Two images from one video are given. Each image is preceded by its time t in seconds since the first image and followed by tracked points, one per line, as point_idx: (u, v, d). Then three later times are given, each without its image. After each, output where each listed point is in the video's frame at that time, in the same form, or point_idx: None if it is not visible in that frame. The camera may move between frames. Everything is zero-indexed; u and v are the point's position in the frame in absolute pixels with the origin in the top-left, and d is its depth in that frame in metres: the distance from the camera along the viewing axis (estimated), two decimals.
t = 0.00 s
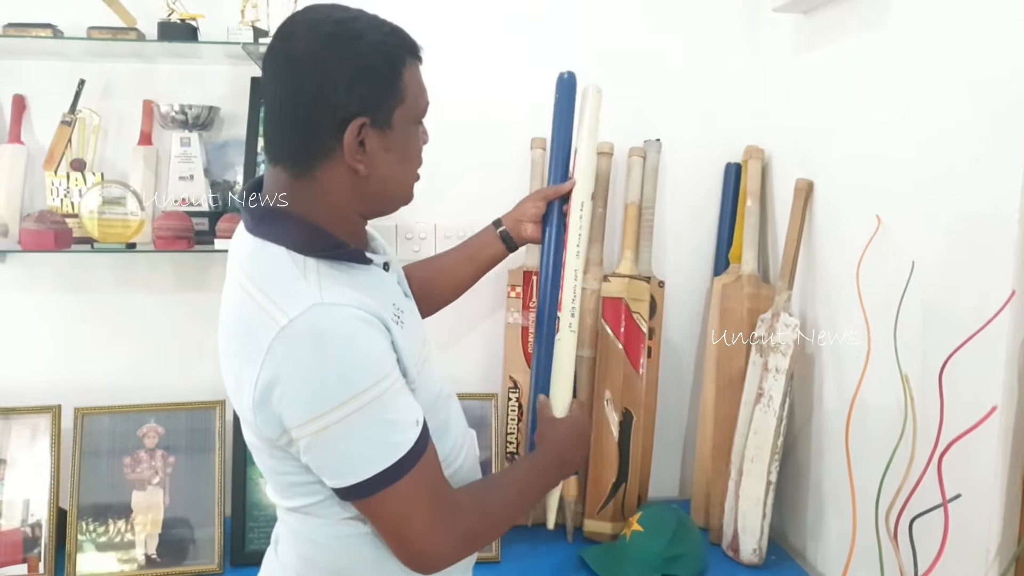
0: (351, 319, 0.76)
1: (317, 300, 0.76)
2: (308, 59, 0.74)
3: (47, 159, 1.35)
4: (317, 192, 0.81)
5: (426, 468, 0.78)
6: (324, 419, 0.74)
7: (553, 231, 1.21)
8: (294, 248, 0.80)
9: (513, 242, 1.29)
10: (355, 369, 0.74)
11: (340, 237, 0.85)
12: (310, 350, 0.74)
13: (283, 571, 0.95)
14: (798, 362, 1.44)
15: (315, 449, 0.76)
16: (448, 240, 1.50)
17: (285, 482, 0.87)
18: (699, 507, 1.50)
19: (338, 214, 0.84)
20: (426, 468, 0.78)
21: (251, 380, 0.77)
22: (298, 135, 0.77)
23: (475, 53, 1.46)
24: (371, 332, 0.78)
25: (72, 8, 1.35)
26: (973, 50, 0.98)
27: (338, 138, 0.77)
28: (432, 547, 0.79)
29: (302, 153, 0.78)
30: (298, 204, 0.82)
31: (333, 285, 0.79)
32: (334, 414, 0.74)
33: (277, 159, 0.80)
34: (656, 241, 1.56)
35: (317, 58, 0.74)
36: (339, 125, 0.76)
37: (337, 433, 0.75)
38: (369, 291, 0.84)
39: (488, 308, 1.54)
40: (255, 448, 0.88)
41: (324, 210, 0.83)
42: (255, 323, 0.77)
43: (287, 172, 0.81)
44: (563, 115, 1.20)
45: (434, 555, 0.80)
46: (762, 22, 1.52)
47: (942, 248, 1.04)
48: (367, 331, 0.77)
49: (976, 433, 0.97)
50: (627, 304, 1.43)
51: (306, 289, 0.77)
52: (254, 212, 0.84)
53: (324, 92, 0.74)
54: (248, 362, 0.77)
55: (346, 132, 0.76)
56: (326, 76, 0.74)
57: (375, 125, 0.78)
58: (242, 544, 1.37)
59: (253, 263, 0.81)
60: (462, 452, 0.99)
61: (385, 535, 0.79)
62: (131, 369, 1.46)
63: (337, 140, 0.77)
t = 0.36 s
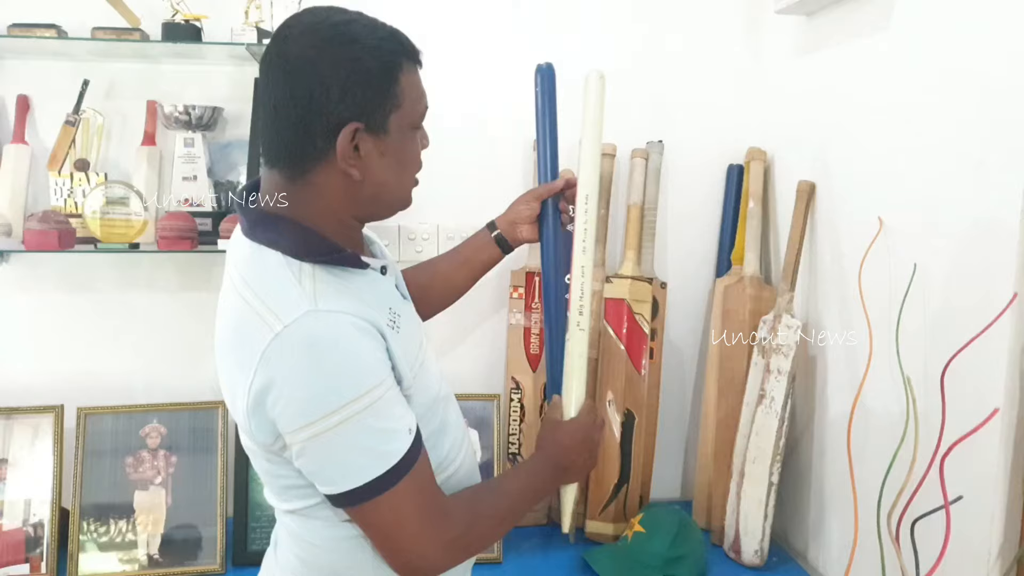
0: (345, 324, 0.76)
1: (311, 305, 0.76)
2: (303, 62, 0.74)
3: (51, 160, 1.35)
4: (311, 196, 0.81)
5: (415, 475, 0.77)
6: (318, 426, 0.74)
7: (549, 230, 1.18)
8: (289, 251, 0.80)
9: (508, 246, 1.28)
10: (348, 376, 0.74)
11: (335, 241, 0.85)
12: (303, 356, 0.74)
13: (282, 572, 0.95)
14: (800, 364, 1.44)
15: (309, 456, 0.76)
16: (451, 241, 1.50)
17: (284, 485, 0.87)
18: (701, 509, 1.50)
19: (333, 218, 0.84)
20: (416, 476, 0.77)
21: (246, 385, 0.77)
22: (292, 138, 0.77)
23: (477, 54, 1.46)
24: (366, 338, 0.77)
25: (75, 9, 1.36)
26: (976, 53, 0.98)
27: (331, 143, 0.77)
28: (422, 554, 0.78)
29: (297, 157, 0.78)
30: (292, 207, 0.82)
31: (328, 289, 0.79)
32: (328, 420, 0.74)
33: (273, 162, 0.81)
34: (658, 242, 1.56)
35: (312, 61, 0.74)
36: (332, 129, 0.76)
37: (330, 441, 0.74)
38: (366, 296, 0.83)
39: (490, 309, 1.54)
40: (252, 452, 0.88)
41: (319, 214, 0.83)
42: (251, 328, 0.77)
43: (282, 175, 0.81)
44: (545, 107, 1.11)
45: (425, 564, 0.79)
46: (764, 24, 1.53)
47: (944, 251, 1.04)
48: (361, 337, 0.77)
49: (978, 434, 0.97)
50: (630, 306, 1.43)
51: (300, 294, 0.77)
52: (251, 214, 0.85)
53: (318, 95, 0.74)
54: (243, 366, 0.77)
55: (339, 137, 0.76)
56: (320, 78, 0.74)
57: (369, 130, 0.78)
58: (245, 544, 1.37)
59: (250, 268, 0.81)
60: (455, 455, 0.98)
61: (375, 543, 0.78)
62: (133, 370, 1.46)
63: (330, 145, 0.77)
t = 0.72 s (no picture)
0: (339, 331, 0.76)
1: (306, 311, 0.76)
2: (309, 64, 0.75)
3: (54, 161, 1.35)
4: (305, 197, 0.81)
5: (405, 483, 0.77)
6: (309, 431, 0.74)
7: (548, 237, 1.22)
8: (285, 253, 0.80)
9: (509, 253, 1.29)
10: (338, 383, 0.74)
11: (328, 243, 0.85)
12: (296, 361, 0.74)
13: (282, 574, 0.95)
14: (801, 367, 1.44)
15: (300, 461, 0.76)
16: (453, 244, 1.51)
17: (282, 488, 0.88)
18: (701, 512, 1.51)
19: (328, 222, 0.84)
20: (407, 483, 0.77)
21: (240, 388, 0.77)
22: (291, 138, 0.78)
23: (479, 57, 1.47)
24: (360, 345, 0.77)
25: (79, 12, 1.36)
26: (978, 58, 0.99)
27: (326, 146, 0.77)
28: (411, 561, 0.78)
29: (295, 157, 0.79)
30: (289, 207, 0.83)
31: (324, 295, 0.79)
32: (319, 426, 0.74)
33: (274, 160, 0.82)
34: (660, 245, 1.57)
35: (318, 63, 0.75)
36: (327, 133, 0.76)
37: (319, 447, 0.74)
38: (363, 301, 0.83)
39: (492, 312, 1.55)
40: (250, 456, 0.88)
41: (312, 216, 0.83)
42: (246, 333, 0.77)
43: (281, 175, 0.82)
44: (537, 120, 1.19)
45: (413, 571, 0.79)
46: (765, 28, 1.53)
47: (945, 256, 1.04)
48: (355, 344, 0.77)
49: (979, 438, 0.97)
50: (631, 308, 1.44)
51: (295, 300, 0.77)
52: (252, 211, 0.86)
53: (318, 97, 0.75)
54: (238, 370, 0.78)
55: (333, 140, 0.76)
56: (322, 81, 0.74)
57: (367, 138, 0.77)
58: (246, 546, 1.38)
59: (248, 272, 0.82)
60: (455, 459, 0.98)
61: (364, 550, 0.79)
62: (135, 372, 1.46)
63: (325, 148, 0.77)
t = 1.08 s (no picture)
0: (339, 332, 0.76)
1: (307, 312, 0.76)
2: (316, 63, 0.75)
3: (55, 163, 1.35)
4: (309, 196, 0.81)
5: (404, 485, 0.78)
6: (307, 432, 0.74)
7: (543, 251, 1.21)
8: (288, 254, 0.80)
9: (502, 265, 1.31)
10: (337, 386, 0.74)
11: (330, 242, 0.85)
12: (295, 362, 0.74)
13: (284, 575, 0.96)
14: (801, 367, 1.44)
15: (298, 461, 0.76)
16: (454, 245, 1.51)
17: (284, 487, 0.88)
18: (702, 512, 1.51)
19: (331, 222, 0.84)
20: (404, 486, 0.77)
21: (241, 387, 0.77)
22: (297, 135, 0.78)
23: (480, 58, 1.47)
24: (360, 347, 0.77)
25: (80, 13, 1.36)
26: (977, 59, 0.99)
27: (331, 144, 0.77)
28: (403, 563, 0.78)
29: (300, 155, 0.79)
30: (292, 205, 0.83)
31: (325, 296, 0.79)
32: (317, 427, 0.74)
33: (279, 158, 0.82)
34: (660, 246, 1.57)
35: (325, 62, 0.75)
36: (332, 131, 0.76)
37: (316, 448, 0.75)
38: (365, 303, 0.83)
39: (492, 313, 1.55)
40: (252, 456, 0.88)
41: (315, 215, 0.83)
42: (247, 333, 0.78)
43: (287, 173, 0.82)
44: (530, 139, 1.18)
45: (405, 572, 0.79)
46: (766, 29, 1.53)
47: (945, 257, 1.05)
48: (355, 346, 0.77)
49: (979, 438, 0.98)
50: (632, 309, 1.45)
51: (296, 301, 0.77)
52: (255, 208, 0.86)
53: (324, 95, 0.75)
54: (239, 370, 0.78)
55: (337, 139, 0.76)
56: (329, 80, 0.74)
57: (371, 137, 0.77)
58: (247, 547, 1.38)
59: (251, 272, 0.82)
60: (457, 461, 0.98)
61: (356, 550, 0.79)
62: (136, 373, 1.46)
63: (330, 147, 0.77)
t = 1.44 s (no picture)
0: (338, 335, 0.76)
1: (306, 314, 0.76)
2: (315, 66, 0.75)
3: (52, 166, 1.35)
4: (310, 198, 0.82)
5: (402, 487, 0.78)
6: (305, 434, 0.74)
7: (530, 258, 1.23)
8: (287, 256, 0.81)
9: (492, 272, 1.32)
10: (336, 387, 0.74)
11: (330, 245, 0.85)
12: (294, 364, 0.74)
13: None
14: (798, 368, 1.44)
15: (295, 463, 0.76)
16: (451, 248, 1.51)
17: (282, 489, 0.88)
18: (699, 514, 1.51)
19: (332, 225, 0.84)
20: (401, 488, 0.78)
21: (240, 389, 0.78)
22: (297, 138, 0.78)
23: (477, 61, 1.47)
24: (359, 349, 0.78)
25: (77, 17, 1.37)
26: (971, 62, 1.00)
27: (331, 147, 0.77)
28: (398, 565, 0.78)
29: (300, 158, 0.79)
30: (292, 208, 0.83)
31: (324, 298, 0.79)
32: (314, 430, 0.74)
33: (279, 161, 0.82)
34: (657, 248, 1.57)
35: (324, 65, 0.75)
36: (332, 134, 0.76)
37: (314, 450, 0.75)
38: (364, 305, 0.83)
39: (489, 316, 1.55)
40: (251, 459, 0.88)
41: (316, 218, 0.83)
42: (247, 335, 0.78)
43: (287, 176, 0.82)
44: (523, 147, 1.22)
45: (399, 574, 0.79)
46: (761, 32, 1.54)
47: (940, 258, 1.05)
48: (354, 348, 0.77)
49: (974, 440, 0.98)
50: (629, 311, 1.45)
51: (296, 303, 0.77)
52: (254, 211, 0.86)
53: (324, 98, 0.75)
54: (238, 371, 0.78)
55: (337, 141, 0.76)
56: (328, 83, 0.75)
57: (371, 139, 0.77)
58: (244, 550, 1.37)
59: (251, 274, 0.82)
60: (456, 464, 0.99)
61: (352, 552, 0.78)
62: (134, 375, 1.46)
63: (330, 149, 0.77)
